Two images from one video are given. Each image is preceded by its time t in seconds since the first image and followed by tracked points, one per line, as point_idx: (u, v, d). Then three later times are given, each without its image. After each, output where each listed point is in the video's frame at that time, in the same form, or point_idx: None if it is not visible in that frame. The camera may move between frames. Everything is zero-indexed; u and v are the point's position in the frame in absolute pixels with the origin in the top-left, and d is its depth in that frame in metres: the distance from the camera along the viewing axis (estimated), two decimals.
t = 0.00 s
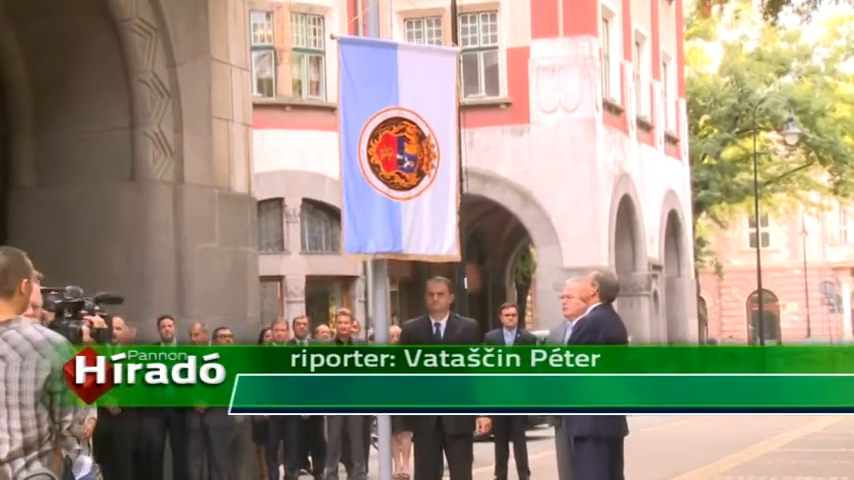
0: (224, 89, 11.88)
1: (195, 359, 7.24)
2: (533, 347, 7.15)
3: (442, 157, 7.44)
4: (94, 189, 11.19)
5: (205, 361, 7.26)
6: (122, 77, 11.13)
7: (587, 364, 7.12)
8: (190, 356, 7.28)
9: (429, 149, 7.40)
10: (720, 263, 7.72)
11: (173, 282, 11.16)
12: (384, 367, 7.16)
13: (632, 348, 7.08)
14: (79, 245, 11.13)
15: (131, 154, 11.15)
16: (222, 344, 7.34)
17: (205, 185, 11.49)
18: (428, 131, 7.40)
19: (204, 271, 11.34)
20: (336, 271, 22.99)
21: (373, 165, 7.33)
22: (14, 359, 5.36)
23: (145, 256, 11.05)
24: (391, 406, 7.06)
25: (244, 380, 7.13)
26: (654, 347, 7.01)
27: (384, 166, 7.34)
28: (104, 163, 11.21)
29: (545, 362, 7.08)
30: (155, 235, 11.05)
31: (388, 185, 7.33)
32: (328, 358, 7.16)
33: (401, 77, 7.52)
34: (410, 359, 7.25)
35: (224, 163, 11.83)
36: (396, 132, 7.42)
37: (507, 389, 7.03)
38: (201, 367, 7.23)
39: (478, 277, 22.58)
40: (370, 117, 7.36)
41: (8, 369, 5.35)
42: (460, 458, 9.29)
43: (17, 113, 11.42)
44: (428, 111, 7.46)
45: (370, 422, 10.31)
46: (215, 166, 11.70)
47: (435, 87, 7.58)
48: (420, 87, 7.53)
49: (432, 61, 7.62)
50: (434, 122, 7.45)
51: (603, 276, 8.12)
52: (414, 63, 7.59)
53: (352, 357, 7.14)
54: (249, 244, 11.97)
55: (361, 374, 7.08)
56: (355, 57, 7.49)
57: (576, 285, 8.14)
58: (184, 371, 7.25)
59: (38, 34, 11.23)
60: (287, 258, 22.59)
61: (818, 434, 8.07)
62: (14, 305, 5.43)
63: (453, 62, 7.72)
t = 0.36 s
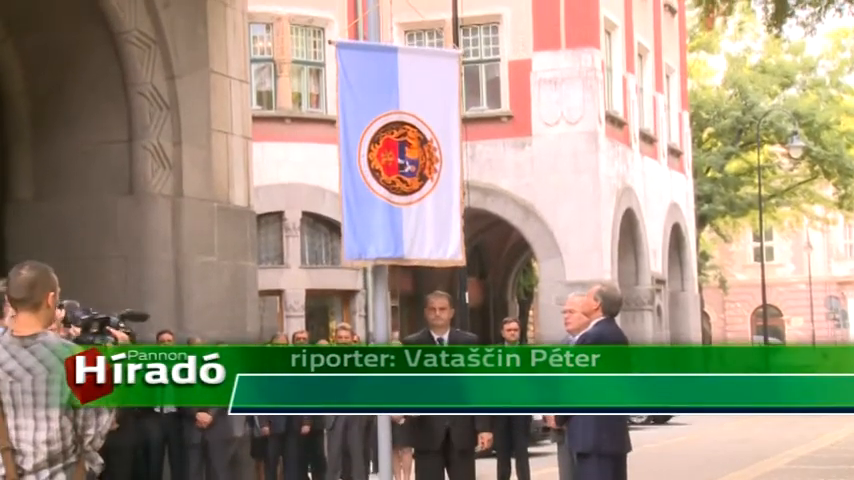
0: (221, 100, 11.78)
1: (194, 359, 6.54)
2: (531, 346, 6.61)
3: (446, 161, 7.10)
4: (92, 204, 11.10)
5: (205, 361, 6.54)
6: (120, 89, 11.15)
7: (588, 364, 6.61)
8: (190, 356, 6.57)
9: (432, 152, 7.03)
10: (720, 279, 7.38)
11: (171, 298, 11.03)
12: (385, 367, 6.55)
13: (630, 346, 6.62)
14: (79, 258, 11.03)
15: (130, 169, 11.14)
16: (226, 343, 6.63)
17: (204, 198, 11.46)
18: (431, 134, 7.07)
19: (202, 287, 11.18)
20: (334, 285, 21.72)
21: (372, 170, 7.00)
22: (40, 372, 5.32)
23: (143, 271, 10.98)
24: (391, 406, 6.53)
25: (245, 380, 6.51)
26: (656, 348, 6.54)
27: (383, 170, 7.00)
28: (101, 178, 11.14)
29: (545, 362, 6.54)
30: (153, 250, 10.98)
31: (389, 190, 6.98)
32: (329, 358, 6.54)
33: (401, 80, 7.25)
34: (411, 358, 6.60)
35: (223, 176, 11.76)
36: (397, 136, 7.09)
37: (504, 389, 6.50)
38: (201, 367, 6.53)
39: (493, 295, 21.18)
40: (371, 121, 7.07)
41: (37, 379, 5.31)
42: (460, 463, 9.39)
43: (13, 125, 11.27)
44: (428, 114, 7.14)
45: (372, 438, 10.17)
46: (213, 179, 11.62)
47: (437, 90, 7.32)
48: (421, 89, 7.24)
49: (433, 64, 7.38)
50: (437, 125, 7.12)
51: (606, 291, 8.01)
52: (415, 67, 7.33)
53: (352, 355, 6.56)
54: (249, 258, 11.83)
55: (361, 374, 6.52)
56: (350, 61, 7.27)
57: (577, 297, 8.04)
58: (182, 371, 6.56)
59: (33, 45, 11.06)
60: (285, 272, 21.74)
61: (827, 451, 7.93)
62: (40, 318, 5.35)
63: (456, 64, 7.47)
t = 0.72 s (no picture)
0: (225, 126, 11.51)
1: (194, 360, 7.75)
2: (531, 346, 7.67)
3: (447, 171, 7.59)
4: (86, 223, 10.97)
5: (205, 361, 7.79)
6: (117, 104, 11.21)
7: (588, 364, 7.64)
8: (189, 357, 7.78)
9: (431, 160, 7.57)
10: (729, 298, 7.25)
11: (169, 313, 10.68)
12: (384, 367, 7.71)
13: (633, 348, 7.58)
14: (72, 281, 10.88)
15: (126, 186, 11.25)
16: (221, 343, 7.86)
17: (201, 215, 11.46)
18: (432, 141, 7.58)
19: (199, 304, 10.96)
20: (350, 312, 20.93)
21: (371, 176, 7.48)
22: (47, 390, 6.52)
23: (140, 290, 11.06)
24: (385, 404, 7.78)
25: (244, 380, 7.75)
26: (653, 348, 7.57)
27: (383, 177, 7.51)
28: (96, 197, 11.18)
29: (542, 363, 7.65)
30: (148, 267, 11.10)
31: (387, 198, 7.52)
32: (329, 358, 7.71)
33: (402, 87, 7.75)
34: (411, 358, 7.73)
35: (221, 193, 11.74)
36: (397, 143, 7.60)
37: (504, 389, 7.68)
38: (201, 368, 7.75)
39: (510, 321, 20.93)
40: (368, 128, 7.53)
41: (43, 399, 6.52)
42: None
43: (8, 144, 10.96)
44: (428, 122, 7.64)
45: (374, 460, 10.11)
46: (211, 196, 11.64)
47: (438, 98, 7.68)
48: (421, 95, 7.72)
49: (432, 68, 7.75)
50: (437, 132, 7.61)
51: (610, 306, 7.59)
52: (413, 72, 7.82)
53: (352, 355, 7.74)
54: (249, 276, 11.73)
55: (362, 374, 7.77)
56: (349, 68, 7.74)
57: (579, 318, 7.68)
58: (183, 371, 7.72)
59: (27, 60, 10.86)
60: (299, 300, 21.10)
61: (831, 471, 7.81)
62: (50, 335, 6.59)
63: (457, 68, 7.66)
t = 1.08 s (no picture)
0: (221, 130, 10.35)
1: (194, 360, 7.98)
2: (534, 350, 7.68)
3: (451, 176, 7.66)
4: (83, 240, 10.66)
5: (204, 361, 7.99)
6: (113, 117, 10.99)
7: (592, 366, 7.65)
8: (189, 357, 8.01)
9: (434, 166, 7.68)
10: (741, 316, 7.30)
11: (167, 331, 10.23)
12: (392, 368, 7.79)
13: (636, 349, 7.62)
14: (67, 296, 10.27)
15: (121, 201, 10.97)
16: (221, 343, 8.04)
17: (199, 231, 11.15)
18: (435, 148, 7.68)
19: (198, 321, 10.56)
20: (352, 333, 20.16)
21: (371, 184, 7.69)
22: (37, 411, 6.53)
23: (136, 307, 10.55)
24: (385, 404, 7.86)
25: (244, 380, 7.90)
26: (662, 349, 7.63)
27: (384, 185, 7.71)
28: (90, 210, 10.86)
29: (545, 365, 7.67)
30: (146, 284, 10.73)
31: (388, 206, 7.72)
32: (338, 359, 7.80)
33: (405, 94, 7.90)
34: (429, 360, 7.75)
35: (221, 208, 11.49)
36: (399, 150, 7.75)
37: (505, 390, 7.75)
38: (200, 368, 7.96)
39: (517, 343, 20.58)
40: (370, 135, 7.71)
41: (35, 420, 6.52)
42: None
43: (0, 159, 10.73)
44: (431, 128, 7.74)
45: None
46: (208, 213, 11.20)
47: (441, 104, 7.70)
48: (424, 102, 7.83)
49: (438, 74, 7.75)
50: (441, 138, 7.68)
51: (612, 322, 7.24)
52: (414, 78, 7.95)
53: (357, 357, 7.80)
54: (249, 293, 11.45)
55: (367, 376, 7.82)
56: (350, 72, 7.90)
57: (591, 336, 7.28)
58: (183, 371, 7.95)
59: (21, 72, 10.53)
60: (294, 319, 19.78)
61: None
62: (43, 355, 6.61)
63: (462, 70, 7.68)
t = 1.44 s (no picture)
0: (220, 142, 9.95)
1: (194, 360, 8.18)
2: (534, 351, 7.84)
3: (457, 181, 7.64)
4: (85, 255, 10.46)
5: (204, 362, 8.20)
6: (113, 129, 10.89)
7: (592, 366, 7.74)
8: (189, 357, 8.20)
9: (440, 170, 7.69)
10: (752, 332, 7.51)
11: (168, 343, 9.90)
12: (396, 368, 7.95)
13: (643, 348, 7.66)
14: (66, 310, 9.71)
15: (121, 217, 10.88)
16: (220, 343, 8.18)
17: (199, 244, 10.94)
18: (441, 152, 7.69)
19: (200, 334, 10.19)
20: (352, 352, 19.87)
21: (376, 189, 7.70)
22: (37, 430, 6.05)
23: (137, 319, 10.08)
24: (385, 404, 8.03)
25: (243, 380, 8.09)
26: (666, 349, 7.66)
27: (388, 190, 7.70)
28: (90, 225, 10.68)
29: (545, 364, 7.81)
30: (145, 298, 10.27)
31: (393, 211, 7.71)
32: (338, 359, 7.96)
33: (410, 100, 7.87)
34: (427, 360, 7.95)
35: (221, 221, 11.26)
36: (404, 154, 7.77)
37: (505, 390, 7.91)
38: (200, 367, 8.16)
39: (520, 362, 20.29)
40: (374, 140, 7.74)
41: (33, 438, 6.05)
42: None
43: None
44: (436, 131, 7.73)
45: None
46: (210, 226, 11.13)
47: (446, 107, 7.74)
48: (430, 106, 7.83)
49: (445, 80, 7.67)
50: (444, 141, 7.68)
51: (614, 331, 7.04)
52: (421, 81, 7.89)
53: (359, 357, 7.96)
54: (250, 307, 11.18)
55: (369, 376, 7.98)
56: (353, 72, 7.82)
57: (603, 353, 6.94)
58: (183, 371, 8.15)
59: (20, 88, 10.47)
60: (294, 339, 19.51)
61: None
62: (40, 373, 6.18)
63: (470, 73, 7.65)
